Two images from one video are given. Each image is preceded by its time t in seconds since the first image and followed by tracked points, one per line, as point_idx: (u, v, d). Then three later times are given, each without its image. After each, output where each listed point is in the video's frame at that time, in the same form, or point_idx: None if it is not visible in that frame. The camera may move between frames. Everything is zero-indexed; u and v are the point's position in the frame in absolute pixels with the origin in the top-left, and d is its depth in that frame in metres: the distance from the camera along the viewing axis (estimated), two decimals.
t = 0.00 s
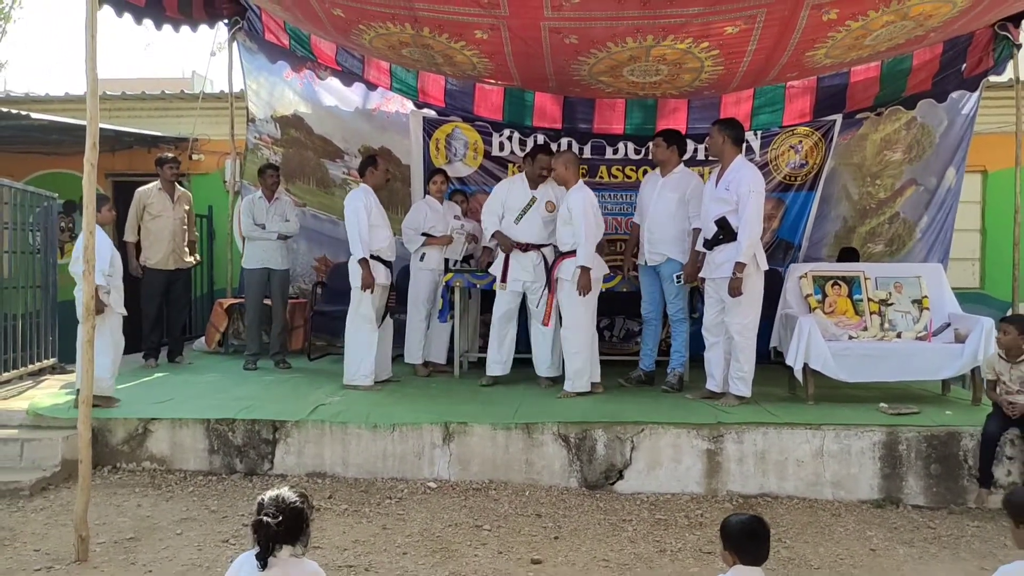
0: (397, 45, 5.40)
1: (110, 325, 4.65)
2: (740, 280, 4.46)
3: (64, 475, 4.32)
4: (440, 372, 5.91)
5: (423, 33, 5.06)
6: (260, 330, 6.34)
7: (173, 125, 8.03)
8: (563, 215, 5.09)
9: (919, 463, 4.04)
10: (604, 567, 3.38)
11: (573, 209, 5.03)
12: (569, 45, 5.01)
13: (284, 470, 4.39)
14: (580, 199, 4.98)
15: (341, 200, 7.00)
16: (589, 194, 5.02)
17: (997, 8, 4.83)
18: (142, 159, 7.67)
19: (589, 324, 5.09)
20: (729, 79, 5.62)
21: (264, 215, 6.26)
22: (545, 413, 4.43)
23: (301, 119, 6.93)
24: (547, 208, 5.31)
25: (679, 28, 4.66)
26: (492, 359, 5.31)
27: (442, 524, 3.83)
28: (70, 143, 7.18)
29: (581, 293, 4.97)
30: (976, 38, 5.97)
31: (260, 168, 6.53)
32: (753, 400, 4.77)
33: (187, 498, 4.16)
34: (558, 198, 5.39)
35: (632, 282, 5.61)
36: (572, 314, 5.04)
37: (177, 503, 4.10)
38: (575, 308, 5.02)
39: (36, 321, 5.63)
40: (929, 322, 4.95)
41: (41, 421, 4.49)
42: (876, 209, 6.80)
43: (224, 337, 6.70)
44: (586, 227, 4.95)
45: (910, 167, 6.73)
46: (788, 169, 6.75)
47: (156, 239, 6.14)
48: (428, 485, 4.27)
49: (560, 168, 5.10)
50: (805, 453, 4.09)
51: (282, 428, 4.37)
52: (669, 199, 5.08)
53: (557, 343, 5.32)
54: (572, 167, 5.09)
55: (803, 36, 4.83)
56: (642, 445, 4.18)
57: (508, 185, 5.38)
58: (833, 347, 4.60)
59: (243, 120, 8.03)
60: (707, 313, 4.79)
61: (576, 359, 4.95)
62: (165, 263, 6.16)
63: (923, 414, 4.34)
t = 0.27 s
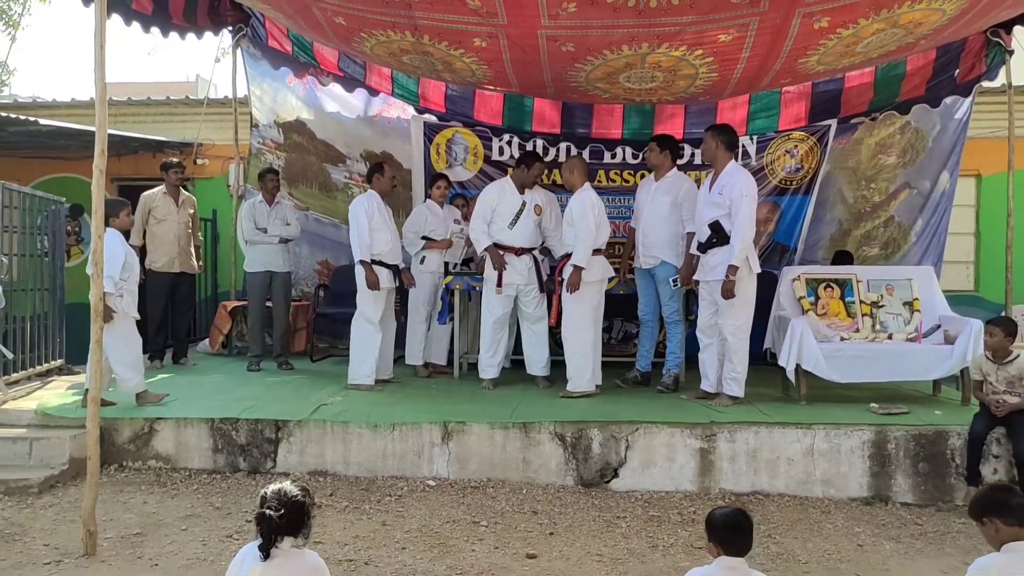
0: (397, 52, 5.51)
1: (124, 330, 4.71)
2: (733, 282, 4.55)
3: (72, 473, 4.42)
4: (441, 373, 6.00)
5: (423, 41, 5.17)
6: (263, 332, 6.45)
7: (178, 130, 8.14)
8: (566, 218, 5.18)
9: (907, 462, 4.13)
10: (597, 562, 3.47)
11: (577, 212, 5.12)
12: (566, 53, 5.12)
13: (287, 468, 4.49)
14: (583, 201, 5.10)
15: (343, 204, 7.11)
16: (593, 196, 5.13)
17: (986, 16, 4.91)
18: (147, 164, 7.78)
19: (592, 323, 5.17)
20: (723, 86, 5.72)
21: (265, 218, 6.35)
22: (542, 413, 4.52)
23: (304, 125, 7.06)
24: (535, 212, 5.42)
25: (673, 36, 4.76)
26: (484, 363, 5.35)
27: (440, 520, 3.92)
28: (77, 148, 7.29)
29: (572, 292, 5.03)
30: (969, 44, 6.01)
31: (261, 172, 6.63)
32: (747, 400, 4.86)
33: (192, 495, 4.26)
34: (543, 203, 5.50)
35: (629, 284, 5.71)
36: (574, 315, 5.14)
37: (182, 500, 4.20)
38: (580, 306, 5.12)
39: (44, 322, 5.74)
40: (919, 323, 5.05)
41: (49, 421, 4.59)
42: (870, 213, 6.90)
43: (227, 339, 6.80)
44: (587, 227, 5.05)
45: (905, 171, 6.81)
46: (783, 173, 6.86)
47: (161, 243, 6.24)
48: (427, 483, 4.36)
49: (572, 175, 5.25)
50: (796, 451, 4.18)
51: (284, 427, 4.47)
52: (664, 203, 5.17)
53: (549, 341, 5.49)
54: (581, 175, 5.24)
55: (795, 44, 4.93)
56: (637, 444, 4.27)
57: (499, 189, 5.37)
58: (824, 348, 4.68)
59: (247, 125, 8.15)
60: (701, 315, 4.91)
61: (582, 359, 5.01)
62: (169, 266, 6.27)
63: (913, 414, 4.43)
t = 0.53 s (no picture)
0: (408, 58, 5.62)
1: (156, 331, 4.83)
2: (735, 286, 4.63)
3: (88, 467, 4.54)
4: (448, 373, 6.11)
5: (432, 47, 5.28)
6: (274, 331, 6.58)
7: (192, 134, 8.28)
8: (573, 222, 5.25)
9: (905, 463, 4.22)
10: (598, 557, 3.57)
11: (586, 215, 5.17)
12: (573, 60, 5.22)
13: (297, 464, 4.60)
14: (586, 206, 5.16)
15: (353, 206, 7.23)
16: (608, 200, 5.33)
17: (987, 25, 4.99)
18: (161, 166, 7.91)
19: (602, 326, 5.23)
20: (728, 92, 5.81)
21: (276, 220, 6.48)
22: (547, 413, 4.62)
23: (315, 128, 7.17)
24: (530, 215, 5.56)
25: (678, 44, 4.86)
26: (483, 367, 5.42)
27: (446, 516, 4.02)
28: (93, 150, 7.44)
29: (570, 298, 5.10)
30: (972, 52, 6.11)
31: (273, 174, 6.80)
32: (748, 401, 4.94)
33: (205, 489, 4.37)
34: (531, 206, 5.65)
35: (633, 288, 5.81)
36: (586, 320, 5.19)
37: (195, 494, 4.31)
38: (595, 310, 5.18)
39: (61, 320, 5.87)
40: (919, 328, 5.12)
41: (67, 416, 4.71)
42: (875, 217, 6.95)
43: (239, 339, 6.93)
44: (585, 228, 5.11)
45: (909, 177, 6.85)
46: (788, 178, 6.91)
47: (175, 243, 6.37)
48: (434, 480, 4.46)
49: (583, 182, 5.38)
50: (795, 452, 4.27)
51: (295, 424, 4.58)
52: (667, 207, 5.26)
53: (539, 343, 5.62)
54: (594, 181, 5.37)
55: (798, 52, 5.01)
56: (639, 444, 4.36)
57: (502, 194, 5.40)
58: (825, 350, 4.76)
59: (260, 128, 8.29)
60: (704, 317, 4.98)
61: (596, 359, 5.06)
62: (184, 266, 6.40)
63: (912, 416, 4.51)
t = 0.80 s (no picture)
0: (421, 64, 5.73)
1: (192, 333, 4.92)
2: (741, 290, 4.70)
3: (108, 462, 4.64)
4: (459, 374, 6.21)
5: (446, 54, 5.38)
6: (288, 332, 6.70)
7: (208, 135, 8.40)
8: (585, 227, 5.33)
9: (908, 466, 4.29)
10: (605, 554, 3.66)
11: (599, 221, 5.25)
12: (583, 67, 5.31)
13: (311, 462, 4.70)
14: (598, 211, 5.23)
15: (366, 210, 7.34)
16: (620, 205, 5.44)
17: (993, 35, 5.05)
18: (177, 167, 8.04)
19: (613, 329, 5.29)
20: (736, 99, 5.89)
21: (290, 223, 6.59)
22: (555, 414, 4.71)
23: (329, 132, 7.29)
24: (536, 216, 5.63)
25: (687, 52, 4.94)
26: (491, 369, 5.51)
27: (457, 513, 4.12)
28: (111, 152, 7.57)
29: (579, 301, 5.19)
30: (980, 60, 6.11)
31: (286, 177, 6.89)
32: (755, 405, 5.02)
33: (221, 485, 4.48)
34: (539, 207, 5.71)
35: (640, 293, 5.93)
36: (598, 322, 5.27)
37: (212, 489, 4.42)
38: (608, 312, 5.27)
39: (82, 318, 5.99)
40: (925, 333, 5.17)
41: (86, 413, 4.82)
42: (883, 223, 7.01)
43: (253, 339, 7.05)
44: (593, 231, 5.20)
45: (918, 182, 6.91)
46: (796, 184, 6.99)
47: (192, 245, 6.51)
48: (444, 478, 4.56)
49: (594, 188, 5.44)
50: (800, 454, 4.34)
51: (309, 423, 4.69)
52: (675, 213, 5.35)
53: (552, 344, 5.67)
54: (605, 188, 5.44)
55: (805, 61, 5.09)
56: (646, 445, 4.44)
57: (502, 198, 5.50)
58: (830, 354, 4.83)
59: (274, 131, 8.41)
60: (710, 321, 5.06)
61: (607, 361, 5.13)
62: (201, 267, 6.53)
63: (916, 420, 4.58)
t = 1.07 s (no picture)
0: (438, 75, 5.87)
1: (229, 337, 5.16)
2: (752, 295, 4.80)
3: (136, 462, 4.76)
4: (474, 378, 6.33)
5: (462, 65, 5.52)
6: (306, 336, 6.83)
7: (228, 143, 8.58)
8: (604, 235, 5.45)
9: (916, 467, 4.38)
10: (619, 552, 3.76)
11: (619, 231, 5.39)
12: (597, 77, 5.44)
13: (332, 463, 4.82)
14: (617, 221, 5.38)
15: (382, 216, 7.48)
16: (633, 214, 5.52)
17: (998, 46, 5.15)
18: (197, 176, 8.23)
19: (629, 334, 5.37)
20: (746, 108, 5.99)
21: (309, 229, 6.73)
22: (570, 416, 4.82)
23: (346, 140, 7.45)
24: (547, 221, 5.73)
25: (698, 63, 5.05)
26: (507, 369, 5.70)
27: (475, 512, 4.24)
28: (133, 160, 7.75)
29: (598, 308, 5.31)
30: (988, 70, 6.17)
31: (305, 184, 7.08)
32: (766, 408, 5.11)
33: (245, 485, 4.60)
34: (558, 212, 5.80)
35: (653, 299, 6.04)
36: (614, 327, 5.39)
37: (236, 488, 4.54)
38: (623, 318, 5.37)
39: (107, 322, 6.15)
40: (932, 338, 5.28)
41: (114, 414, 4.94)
42: (893, 229, 7.09)
43: (272, 343, 7.21)
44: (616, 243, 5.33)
45: (926, 189, 6.99)
46: (806, 191, 7.08)
47: (213, 251, 6.66)
48: (462, 478, 4.67)
49: (609, 198, 5.57)
50: (810, 456, 4.43)
51: (329, 424, 4.81)
52: (687, 220, 5.47)
53: (572, 347, 5.73)
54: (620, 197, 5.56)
55: (814, 71, 5.19)
56: (659, 447, 4.54)
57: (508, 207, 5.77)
58: (839, 359, 4.92)
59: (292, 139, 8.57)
60: (721, 325, 5.17)
61: (621, 366, 5.22)
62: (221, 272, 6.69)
63: (924, 423, 4.67)
